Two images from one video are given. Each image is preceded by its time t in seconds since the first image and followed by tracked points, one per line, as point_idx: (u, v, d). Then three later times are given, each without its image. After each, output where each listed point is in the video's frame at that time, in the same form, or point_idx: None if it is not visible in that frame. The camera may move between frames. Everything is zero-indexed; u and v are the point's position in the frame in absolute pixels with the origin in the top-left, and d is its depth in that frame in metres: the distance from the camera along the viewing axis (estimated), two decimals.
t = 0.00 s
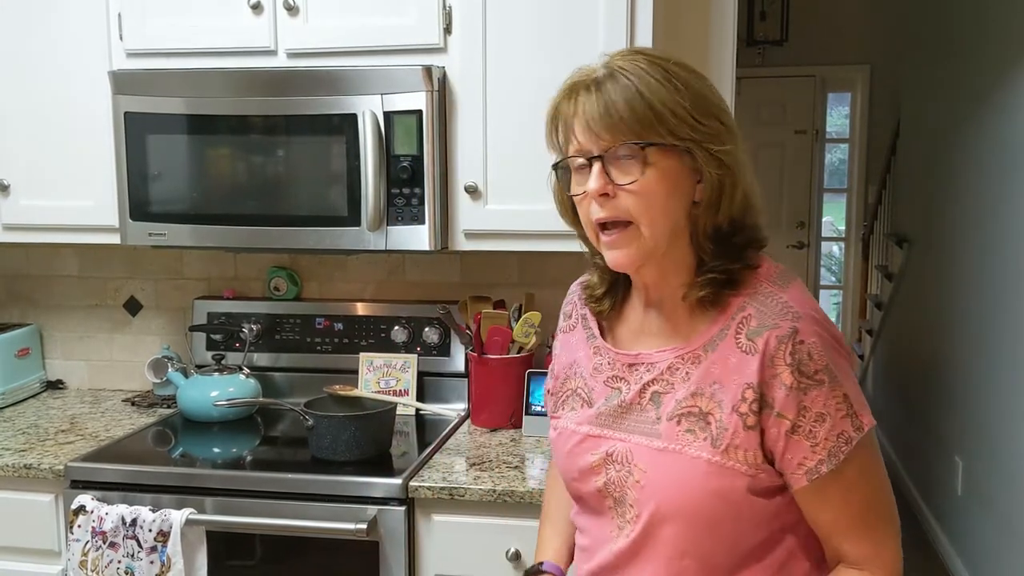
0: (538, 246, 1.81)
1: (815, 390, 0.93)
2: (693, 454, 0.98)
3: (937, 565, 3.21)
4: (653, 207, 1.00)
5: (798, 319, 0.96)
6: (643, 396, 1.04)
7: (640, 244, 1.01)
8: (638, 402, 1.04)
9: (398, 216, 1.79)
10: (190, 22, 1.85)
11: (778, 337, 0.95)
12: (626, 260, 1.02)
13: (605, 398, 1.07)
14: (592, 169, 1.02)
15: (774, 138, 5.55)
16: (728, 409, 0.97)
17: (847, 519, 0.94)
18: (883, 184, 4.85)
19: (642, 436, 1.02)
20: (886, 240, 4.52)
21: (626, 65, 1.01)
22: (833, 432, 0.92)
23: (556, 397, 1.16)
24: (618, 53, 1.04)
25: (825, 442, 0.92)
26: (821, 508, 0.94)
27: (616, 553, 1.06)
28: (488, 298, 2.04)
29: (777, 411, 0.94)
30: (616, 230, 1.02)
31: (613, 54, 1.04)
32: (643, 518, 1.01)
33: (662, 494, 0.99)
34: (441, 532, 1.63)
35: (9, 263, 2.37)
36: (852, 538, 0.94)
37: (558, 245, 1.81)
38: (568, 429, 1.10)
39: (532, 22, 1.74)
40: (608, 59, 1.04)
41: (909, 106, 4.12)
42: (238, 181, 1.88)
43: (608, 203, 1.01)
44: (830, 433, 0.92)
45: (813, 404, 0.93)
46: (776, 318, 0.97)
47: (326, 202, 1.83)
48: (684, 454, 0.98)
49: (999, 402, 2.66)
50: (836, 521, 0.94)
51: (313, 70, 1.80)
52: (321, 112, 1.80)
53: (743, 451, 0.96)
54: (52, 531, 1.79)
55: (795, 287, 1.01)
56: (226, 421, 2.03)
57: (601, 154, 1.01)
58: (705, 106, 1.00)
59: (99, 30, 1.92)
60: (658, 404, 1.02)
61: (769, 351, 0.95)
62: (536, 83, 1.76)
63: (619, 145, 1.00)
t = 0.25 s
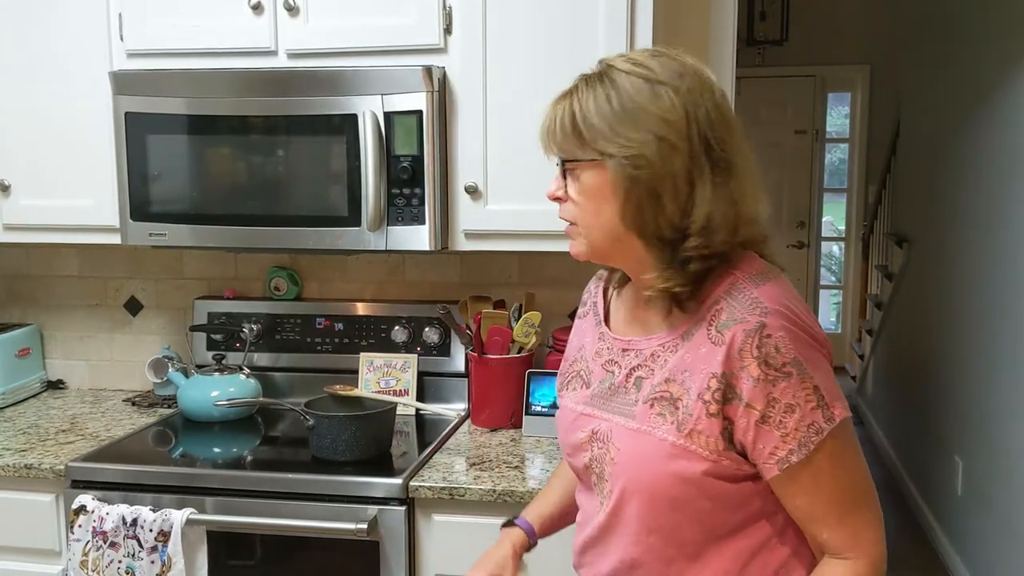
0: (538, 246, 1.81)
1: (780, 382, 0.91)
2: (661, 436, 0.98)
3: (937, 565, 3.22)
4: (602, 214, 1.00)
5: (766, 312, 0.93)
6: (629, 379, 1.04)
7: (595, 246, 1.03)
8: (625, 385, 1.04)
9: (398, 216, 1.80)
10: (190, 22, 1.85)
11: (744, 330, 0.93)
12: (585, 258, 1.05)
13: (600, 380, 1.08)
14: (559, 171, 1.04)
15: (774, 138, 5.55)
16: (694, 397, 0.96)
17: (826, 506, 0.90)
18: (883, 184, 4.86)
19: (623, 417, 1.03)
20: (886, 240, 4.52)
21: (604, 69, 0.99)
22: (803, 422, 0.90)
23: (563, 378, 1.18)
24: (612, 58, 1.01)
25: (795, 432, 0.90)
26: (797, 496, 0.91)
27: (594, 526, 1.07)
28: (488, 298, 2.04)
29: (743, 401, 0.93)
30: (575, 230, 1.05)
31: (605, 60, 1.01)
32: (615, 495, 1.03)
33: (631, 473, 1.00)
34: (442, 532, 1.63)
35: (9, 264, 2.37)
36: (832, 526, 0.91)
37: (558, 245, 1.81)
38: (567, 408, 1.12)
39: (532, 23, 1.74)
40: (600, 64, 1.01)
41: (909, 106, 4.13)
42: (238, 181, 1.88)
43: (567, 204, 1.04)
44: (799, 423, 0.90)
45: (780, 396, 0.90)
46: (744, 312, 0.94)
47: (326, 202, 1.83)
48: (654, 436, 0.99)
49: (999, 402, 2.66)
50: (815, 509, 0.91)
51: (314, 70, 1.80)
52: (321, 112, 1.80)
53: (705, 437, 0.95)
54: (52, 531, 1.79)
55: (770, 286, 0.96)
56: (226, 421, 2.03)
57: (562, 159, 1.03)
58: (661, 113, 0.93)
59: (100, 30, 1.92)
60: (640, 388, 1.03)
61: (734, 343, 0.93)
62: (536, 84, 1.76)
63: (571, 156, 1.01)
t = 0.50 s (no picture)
0: (538, 245, 1.81)
1: (751, 368, 0.99)
2: (644, 412, 1.09)
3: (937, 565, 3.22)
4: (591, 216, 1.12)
5: (743, 304, 1.02)
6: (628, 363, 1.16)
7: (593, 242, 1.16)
8: (625, 368, 1.16)
9: (398, 216, 1.80)
10: (191, 23, 1.85)
11: (722, 319, 1.02)
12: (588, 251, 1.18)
13: (608, 364, 1.20)
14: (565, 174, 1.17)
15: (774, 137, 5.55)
16: (675, 377, 1.06)
17: (803, 488, 0.95)
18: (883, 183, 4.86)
19: (619, 395, 1.14)
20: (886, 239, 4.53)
21: (601, 83, 1.11)
22: (776, 406, 0.96)
23: (585, 363, 1.29)
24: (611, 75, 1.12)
25: (768, 415, 0.96)
26: (774, 477, 0.97)
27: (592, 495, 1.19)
28: (488, 298, 2.04)
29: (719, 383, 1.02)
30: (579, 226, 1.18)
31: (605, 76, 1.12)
32: (607, 466, 1.14)
33: (618, 445, 1.11)
34: (442, 532, 1.63)
35: (10, 264, 2.38)
36: (810, 508, 0.95)
37: (557, 246, 1.81)
38: (582, 389, 1.24)
39: (532, 23, 1.75)
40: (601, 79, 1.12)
41: (909, 106, 4.13)
42: (239, 181, 1.89)
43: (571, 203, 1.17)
44: (772, 407, 0.96)
45: (753, 380, 0.98)
46: (724, 304, 1.04)
47: (326, 202, 1.84)
48: (638, 412, 1.10)
49: (999, 402, 2.66)
50: (792, 490, 0.95)
51: (314, 70, 1.80)
52: (321, 113, 1.80)
53: (679, 414, 1.05)
54: (53, 531, 1.79)
55: (749, 282, 1.05)
56: (227, 421, 2.03)
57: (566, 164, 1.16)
58: (628, 126, 1.05)
59: (100, 30, 1.92)
60: (635, 370, 1.14)
61: (712, 330, 1.03)
62: (536, 84, 1.76)
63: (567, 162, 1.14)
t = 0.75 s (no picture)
0: (538, 245, 1.82)
1: (738, 356, 1.01)
2: (641, 401, 1.12)
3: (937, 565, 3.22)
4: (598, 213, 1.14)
5: (734, 296, 1.05)
6: (630, 357, 1.18)
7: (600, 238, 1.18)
8: (627, 361, 1.19)
9: (398, 216, 1.80)
10: (191, 23, 1.85)
11: (712, 310, 1.05)
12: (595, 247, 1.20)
13: (613, 357, 1.23)
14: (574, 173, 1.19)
15: (774, 138, 5.55)
16: (670, 367, 1.09)
17: (782, 471, 0.96)
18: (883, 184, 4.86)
19: (619, 387, 1.17)
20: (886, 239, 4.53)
21: (608, 88, 1.13)
22: (759, 394, 0.98)
23: (594, 360, 1.32)
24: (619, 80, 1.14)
25: (751, 402, 0.99)
26: (756, 461, 0.99)
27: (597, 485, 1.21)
28: (488, 298, 2.04)
29: (709, 372, 1.04)
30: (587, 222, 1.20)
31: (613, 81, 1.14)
32: (608, 455, 1.16)
33: (618, 434, 1.14)
34: (442, 532, 1.63)
35: (10, 264, 2.38)
36: (789, 492, 0.96)
37: (557, 246, 1.81)
38: (588, 383, 1.27)
39: (532, 23, 1.75)
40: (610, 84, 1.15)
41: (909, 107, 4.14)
42: (239, 181, 1.89)
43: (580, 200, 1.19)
44: (755, 395, 0.99)
45: (738, 369, 1.01)
46: (717, 296, 1.07)
47: (326, 202, 1.84)
48: (635, 401, 1.12)
49: (999, 402, 2.66)
50: (771, 474, 0.97)
51: (314, 70, 1.80)
52: (321, 113, 1.80)
53: (673, 402, 1.08)
54: (53, 531, 1.79)
55: (743, 276, 1.07)
56: (227, 421, 2.03)
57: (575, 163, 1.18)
58: (631, 128, 1.07)
59: (101, 31, 1.92)
60: (636, 362, 1.17)
61: (704, 321, 1.06)
62: (536, 84, 1.76)
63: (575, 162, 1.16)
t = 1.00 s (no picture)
0: (538, 245, 1.81)
1: (733, 352, 1.02)
2: (643, 398, 1.12)
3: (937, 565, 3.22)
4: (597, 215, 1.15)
5: (732, 294, 1.05)
6: (630, 354, 1.19)
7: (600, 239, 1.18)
8: (627, 359, 1.19)
9: (398, 217, 1.80)
10: (191, 23, 1.85)
11: (711, 307, 1.06)
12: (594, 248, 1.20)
13: (614, 355, 1.23)
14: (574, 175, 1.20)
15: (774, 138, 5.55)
16: (672, 364, 1.10)
17: (766, 466, 0.96)
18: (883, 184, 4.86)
19: (621, 384, 1.18)
20: (886, 240, 4.53)
21: (607, 95, 1.13)
22: (748, 389, 0.99)
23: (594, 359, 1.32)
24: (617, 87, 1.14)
25: (738, 397, 0.99)
26: (742, 455, 0.99)
27: (602, 480, 1.21)
28: (488, 298, 2.04)
29: (706, 368, 1.05)
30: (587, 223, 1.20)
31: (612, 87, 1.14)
32: (611, 450, 1.17)
33: (620, 430, 1.14)
34: (441, 532, 1.63)
35: (10, 264, 2.38)
36: (773, 487, 0.96)
37: (557, 246, 1.81)
38: (589, 381, 1.27)
39: (532, 23, 1.75)
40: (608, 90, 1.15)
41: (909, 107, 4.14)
42: (239, 181, 1.89)
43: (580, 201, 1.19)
44: (742, 390, 0.99)
45: (729, 364, 1.02)
46: (715, 293, 1.07)
47: (326, 202, 1.84)
48: (638, 398, 1.13)
49: (999, 402, 2.66)
50: (756, 467, 0.97)
51: (314, 70, 1.80)
52: (321, 113, 1.80)
53: (674, 398, 1.08)
54: (53, 531, 1.79)
55: (742, 275, 1.07)
56: (226, 421, 2.03)
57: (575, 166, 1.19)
58: (629, 134, 1.07)
59: (101, 31, 1.92)
60: (636, 359, 1.17)
61: (703, 318, 1.07)
62: (536, 85, 1.76)
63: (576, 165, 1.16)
